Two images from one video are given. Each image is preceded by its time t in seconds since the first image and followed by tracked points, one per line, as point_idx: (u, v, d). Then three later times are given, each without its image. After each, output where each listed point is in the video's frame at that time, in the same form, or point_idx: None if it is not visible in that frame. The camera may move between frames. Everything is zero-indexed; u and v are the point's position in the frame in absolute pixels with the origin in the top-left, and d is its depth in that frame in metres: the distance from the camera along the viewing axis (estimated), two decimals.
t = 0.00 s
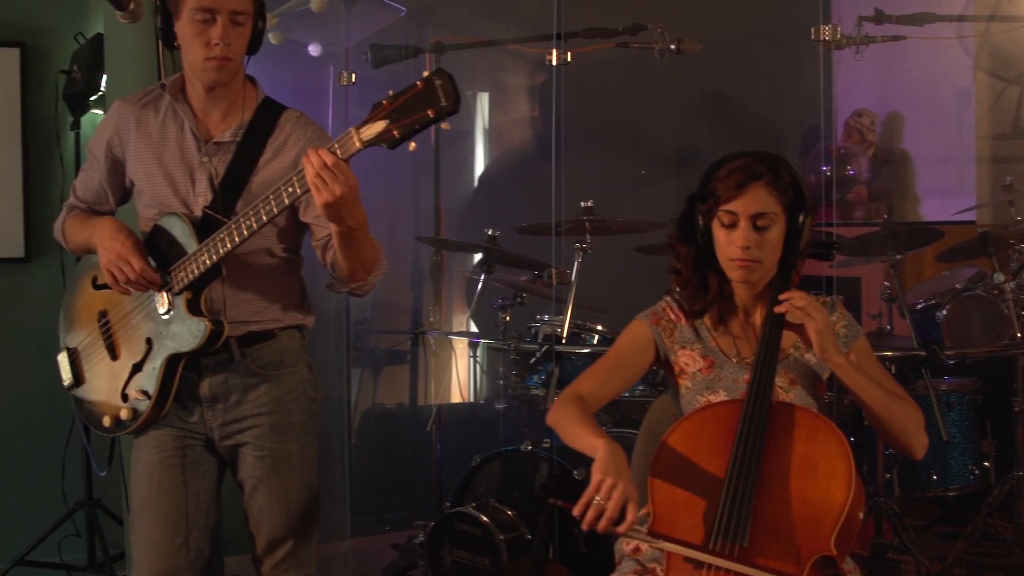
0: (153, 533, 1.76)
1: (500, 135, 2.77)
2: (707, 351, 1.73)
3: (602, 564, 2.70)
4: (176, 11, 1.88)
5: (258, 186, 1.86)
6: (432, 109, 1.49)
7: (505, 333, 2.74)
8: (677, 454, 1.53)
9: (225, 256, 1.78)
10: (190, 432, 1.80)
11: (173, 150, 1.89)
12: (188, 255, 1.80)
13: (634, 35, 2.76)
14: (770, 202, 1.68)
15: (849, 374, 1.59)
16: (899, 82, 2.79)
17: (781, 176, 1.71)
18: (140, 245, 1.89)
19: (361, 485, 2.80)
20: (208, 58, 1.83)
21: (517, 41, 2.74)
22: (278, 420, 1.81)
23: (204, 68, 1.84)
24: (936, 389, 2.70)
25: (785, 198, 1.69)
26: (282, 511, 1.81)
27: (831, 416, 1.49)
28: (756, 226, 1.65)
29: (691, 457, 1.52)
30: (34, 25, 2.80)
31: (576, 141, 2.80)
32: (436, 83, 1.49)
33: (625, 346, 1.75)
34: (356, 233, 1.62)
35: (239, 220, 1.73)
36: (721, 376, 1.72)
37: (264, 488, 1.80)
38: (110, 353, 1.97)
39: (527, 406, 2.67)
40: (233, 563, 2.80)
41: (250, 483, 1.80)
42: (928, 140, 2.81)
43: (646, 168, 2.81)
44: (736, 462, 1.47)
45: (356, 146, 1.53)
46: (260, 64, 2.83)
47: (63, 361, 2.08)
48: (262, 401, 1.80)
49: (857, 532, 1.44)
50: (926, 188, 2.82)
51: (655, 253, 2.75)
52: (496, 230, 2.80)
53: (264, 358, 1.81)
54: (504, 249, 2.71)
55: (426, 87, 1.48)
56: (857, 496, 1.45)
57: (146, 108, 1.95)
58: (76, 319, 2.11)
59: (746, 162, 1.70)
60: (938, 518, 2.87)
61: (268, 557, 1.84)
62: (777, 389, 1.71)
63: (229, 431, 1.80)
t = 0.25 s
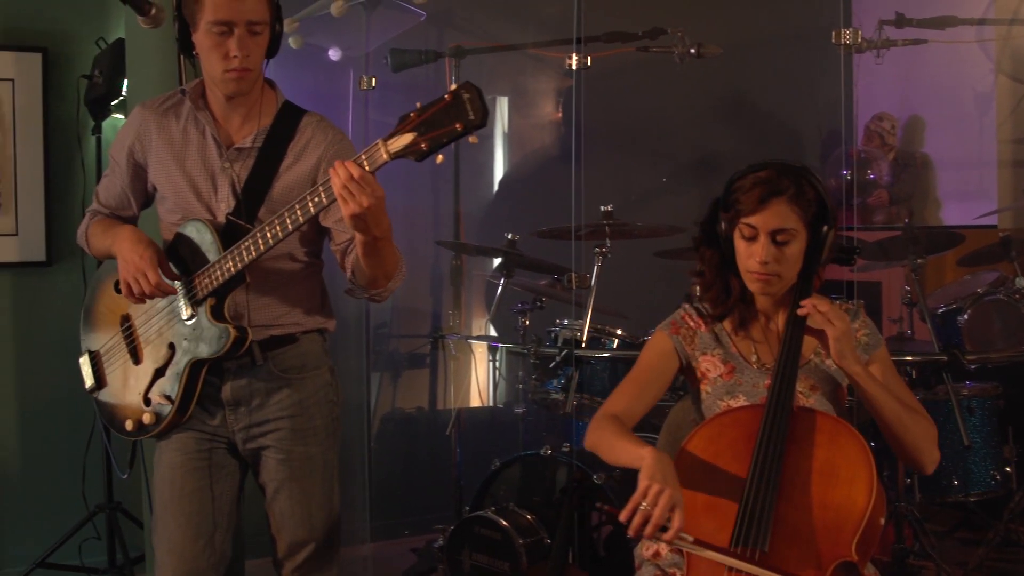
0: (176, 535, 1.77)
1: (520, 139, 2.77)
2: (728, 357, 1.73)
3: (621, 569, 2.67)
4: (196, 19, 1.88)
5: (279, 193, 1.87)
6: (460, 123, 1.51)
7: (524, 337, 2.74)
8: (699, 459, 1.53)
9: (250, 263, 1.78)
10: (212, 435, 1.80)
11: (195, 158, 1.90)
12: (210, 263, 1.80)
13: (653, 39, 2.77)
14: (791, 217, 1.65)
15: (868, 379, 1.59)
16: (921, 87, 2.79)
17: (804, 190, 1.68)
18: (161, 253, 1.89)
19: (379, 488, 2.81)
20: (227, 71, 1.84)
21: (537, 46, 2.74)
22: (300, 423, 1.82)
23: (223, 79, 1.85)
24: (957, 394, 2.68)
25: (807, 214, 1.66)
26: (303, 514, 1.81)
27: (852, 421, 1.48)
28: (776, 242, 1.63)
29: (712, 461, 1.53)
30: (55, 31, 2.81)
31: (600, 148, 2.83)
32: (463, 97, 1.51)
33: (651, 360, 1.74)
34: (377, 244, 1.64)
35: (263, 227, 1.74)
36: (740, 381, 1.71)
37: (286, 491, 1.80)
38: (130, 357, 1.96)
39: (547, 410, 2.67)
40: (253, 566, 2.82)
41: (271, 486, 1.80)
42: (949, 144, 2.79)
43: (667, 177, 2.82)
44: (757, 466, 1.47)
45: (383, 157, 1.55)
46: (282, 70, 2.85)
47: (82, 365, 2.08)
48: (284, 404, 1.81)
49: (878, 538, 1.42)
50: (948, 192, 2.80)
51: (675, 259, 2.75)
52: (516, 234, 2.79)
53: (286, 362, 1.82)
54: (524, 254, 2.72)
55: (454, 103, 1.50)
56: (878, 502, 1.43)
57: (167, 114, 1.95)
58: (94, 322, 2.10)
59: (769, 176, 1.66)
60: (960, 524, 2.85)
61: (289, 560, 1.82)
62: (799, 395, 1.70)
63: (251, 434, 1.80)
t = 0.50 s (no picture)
0: (194, 538, 1.76)
1: (541, 142, 2.78)
2: (750, 363, 1.72)
3: None
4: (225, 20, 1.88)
5: (302, 195, 1.86)
6: (475, 116, 1.50)
7: (545, 340, 2.73)
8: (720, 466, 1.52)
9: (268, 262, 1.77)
10: (229, 439, 1.80)
11: (220, 160, 1.90)
12: (230, 263, 1.80)
13: (674, 43, 2.76)
14: (817, 227, 1.62)
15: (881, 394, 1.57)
16: (942, 91, 2.78)
17: (829, 197, 1.63)
18: (182, 254, 1.89)
19: (401, 492, 2.84)
20: (255, 70, 1.83)
21: (560, 49, 2.74)
22: (318, 428, 1.81)
23: (251, 80, 1.84)
24: (980, 397, 2.67)
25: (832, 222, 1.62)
26: (321, 518, 1.80)
27: (871, 425, 1.48)
28: (803, 253, 1.60)
29: (733, 467, 1.52)
30: (78, 34, 2.83)
31: (619, 153, 2.83)
32: (478, 91, 1.50)
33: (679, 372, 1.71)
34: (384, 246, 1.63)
35: (281, 227, 1.73)
36: (762, 387, 1.71)
37: (303, 495, 1.79)
38: (152, 360, 1.97)
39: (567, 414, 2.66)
40: (272, 569, 2.82)
41: (288, 490, 1.79)
42: (972, 147, 2.79)
43: (688, 176, 2.81)
44: (779, 472, 1.46)
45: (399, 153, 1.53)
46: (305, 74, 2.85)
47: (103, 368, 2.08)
48: (302, 408, 1.80)
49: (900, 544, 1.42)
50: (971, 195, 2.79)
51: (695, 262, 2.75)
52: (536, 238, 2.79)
53: (304, 365, 1.81)
54: (545, 257, 2.72)
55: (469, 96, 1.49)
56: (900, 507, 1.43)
57: (193, 116, 1.95)
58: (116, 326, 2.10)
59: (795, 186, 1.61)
60: (982, 528, 2.80)
61: (306, 566, 1.80)
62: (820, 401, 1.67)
63: (269, 438, 1.80)
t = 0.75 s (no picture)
0: (221, 536, 1.76)
1: (562, 145, 2.78)
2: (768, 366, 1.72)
3: None
4: (245, 28, 1.84)
5: (326, 201, 1.84)
6: (501, 140, 1.51)
7: (566, 342, 2.73)
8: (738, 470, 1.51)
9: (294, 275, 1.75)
10: (257, 440, 1.78)
11: (243, 164, 1.88)
12: (257, 271, 1.79)
13: (695, 44, 2.76)
14: (833, 225, 1.61)
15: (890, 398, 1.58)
16: (966, 91, 2.76)
17: (842, 196, 1.63)
18: (207, 261, 1.88)
19: (422, 493, 2.83)
20: (276, 81, 1.80)
21: (581, 51, 2.73)
22: (348, 428, 1.78)
23: (272, 89, 1.82)
24: (1004, 400, 2.63)
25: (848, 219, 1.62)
26: (352, 518, 1.77)
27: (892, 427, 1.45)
28: (821, 252, 1.59)
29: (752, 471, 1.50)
30: (101, 37, 2.84)
31: (638, 155, 2.83)
32: (505, 114, 1.51)
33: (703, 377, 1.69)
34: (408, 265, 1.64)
35: (308, 238, 1.71)
36: (780, 389, 1.70)
37: (333, 495, 1.76)
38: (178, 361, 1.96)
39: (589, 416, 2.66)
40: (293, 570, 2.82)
41: (318, 490, 1.77)
42: (994, 148, 2.78)
43: (713, 186, 2.81)
44: (800, 476, 1.44)
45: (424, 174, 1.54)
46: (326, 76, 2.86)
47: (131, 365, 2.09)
48: (331, 409, 1.78)
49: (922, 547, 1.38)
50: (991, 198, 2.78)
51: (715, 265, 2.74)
52: (558, 239, 2.80)
53: (332, 367, 1.79)
54: (565, 259, 2.73)
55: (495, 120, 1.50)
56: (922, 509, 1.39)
57: (216, 120, 1.93)
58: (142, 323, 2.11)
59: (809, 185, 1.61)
60: (1006, 532, 2.74)
61: (334, 564, 1.77)
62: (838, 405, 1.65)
63: (297, 438, 1.78)
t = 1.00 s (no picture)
0: (248, 535, 1.73)
1: (586, 146, 2.77)
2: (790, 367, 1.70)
3: None
4: (270, 35, 1.80)
5: (356, 201, 1.80)
6: (538, 137, 1.43)
7: (590, 343, 2.73)
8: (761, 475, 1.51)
9: (326, 270, 1.73)
10: (284, 440, 1.76)
11: (274, 166, 1.84)
12: (287, 270, 1.75)
13: (720, 45, 2.77)
14: (841, 219, 1.64)
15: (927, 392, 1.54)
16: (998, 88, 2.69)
17: (851, 191, 1.66)
18: (239, 259, 1.83)
19: (446, 495, 2.84)
20: (303, 87, 1.76)
21: (605, 52, 2.73)
22: (374, 429, 1.74)
23: (300, 95, 1.78)
24: None
25: (857, 214, 1.64)
26: (376, 520, 1.73)
27: (914, 428, 1.46)
28: (829, 246, 1.62)
29: (773, 474, 1.51)
30: (127, 40, 2.86)
31: (662, 155, 2.84)
32: (542, 110, 1.44)
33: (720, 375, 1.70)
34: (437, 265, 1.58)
35: (339, 237, 1.68)
36: (802, 391, 1.68)
37: (356, 497, 1.73)
38: (206, 361, 1.93)
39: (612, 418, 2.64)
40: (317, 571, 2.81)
41: (341, 491, 1.73)
42: None
43: (740, 185, 2.79)
44: (821, 477, 1.45)
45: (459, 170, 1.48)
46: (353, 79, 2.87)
47: (158, 367, 2.06)
48: (358, 409, 1.74)
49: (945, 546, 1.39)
50: (1020, 197, 2.60)
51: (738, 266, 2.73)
52: (582, 241, 2.80)
53: (359, 368, 1.75)
54: (589, 260, 2.71)
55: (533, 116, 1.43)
56: (944, 509, 1.40)
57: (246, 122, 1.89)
58: (169, 325, 2.08)
59: (815, 181, 1.65)
60: None
61: (357, 567, 1.73)
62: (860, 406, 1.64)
63: (323, 439, 1.74)
